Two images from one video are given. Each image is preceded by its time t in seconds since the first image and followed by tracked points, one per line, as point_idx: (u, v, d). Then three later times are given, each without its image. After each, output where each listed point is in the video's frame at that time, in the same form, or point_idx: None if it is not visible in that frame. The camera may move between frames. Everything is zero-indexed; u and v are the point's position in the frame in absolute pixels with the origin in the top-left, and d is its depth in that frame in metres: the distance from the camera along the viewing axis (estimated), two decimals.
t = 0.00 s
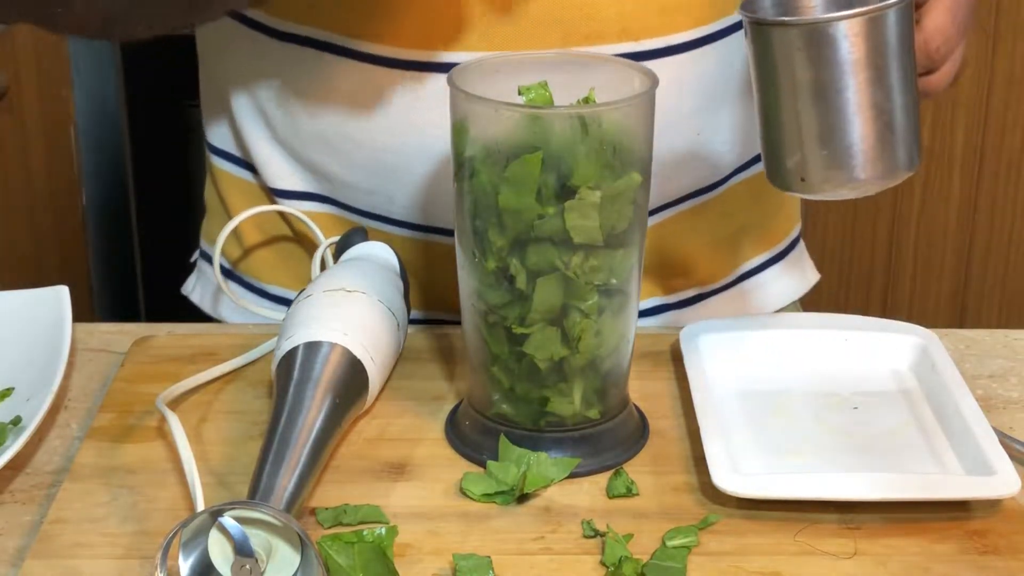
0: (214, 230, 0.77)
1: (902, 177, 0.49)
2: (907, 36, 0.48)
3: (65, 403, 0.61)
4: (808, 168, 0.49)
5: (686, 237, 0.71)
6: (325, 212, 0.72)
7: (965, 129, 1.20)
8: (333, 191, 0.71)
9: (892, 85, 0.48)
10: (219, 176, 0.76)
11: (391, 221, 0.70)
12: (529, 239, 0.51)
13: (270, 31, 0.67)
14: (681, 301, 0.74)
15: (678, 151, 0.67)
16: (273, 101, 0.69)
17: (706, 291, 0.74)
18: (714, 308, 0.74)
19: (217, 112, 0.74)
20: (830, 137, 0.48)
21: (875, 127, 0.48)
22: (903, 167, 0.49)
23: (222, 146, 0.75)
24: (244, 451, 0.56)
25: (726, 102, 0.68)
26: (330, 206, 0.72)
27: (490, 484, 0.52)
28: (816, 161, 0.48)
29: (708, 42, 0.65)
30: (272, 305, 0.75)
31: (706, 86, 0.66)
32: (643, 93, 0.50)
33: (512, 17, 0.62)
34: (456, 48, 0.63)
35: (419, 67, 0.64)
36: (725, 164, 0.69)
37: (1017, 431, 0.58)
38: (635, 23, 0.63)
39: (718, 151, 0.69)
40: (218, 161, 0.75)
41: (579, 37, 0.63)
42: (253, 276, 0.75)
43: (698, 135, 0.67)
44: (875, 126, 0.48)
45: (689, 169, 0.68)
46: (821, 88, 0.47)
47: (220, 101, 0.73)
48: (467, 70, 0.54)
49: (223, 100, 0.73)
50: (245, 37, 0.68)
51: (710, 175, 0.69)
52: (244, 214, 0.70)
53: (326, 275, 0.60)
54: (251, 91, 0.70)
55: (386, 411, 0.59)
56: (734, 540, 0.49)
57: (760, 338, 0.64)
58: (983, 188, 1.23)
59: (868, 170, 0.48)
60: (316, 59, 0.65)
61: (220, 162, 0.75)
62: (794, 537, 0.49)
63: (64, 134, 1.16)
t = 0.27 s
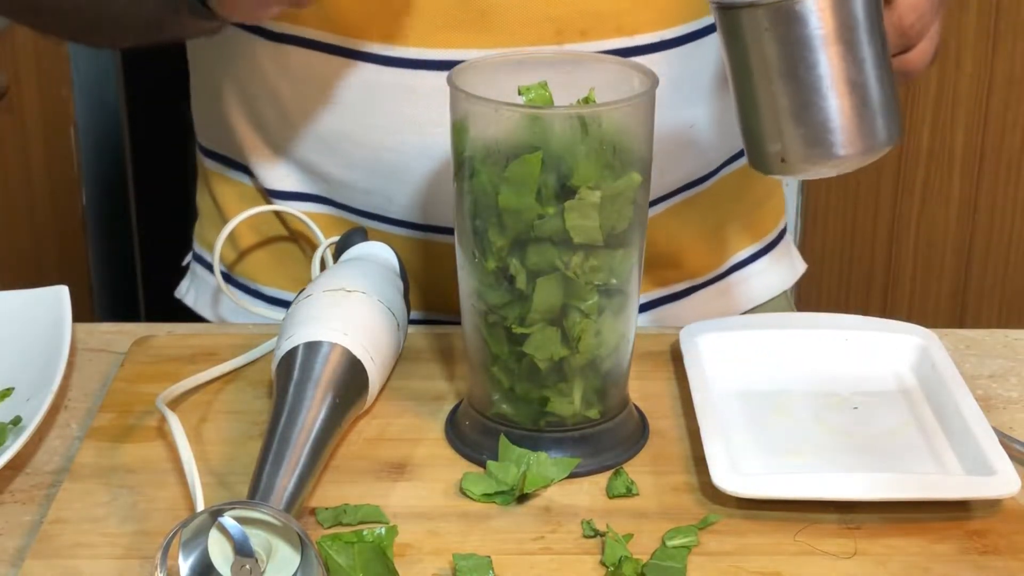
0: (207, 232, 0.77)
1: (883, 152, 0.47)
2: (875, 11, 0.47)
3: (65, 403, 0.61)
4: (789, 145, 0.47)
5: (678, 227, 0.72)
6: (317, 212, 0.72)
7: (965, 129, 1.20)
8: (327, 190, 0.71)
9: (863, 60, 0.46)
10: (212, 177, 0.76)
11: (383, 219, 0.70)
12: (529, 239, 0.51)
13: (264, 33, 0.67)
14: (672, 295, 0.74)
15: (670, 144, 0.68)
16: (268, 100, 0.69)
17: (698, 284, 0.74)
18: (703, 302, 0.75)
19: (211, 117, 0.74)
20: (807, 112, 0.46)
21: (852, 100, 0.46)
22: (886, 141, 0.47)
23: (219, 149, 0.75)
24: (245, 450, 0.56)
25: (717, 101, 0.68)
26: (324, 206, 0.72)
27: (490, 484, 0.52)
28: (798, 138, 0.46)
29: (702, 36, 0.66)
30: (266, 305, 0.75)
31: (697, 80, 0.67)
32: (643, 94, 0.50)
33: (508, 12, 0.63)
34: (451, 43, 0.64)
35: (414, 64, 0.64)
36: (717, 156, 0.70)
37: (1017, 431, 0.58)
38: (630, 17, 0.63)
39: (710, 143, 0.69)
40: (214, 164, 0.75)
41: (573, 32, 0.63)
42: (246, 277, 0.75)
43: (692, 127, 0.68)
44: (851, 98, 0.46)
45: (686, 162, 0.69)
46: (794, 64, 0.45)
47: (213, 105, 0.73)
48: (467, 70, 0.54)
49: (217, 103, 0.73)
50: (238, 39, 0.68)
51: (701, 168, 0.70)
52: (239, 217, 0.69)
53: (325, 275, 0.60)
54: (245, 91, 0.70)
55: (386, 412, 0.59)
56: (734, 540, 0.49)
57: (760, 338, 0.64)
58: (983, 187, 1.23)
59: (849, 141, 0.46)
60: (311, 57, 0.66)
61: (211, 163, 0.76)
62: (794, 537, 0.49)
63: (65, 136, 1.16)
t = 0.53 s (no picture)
0: (199, 232, 0.77)
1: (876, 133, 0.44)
2: None
3: (65, 403, 0.61)
4: (778, 128, 0.44)
5: (664, 225, 0.72)
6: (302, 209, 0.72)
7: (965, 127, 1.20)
8: (313, 187, 0.71)
9: (849, 38, 0.43)
10: (205, 176, 0.76)
11: (372, 216, 0.70)
12: (529, 239, 0.51)
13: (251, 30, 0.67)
14: (657, 294, 0.75)
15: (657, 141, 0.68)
16: (252, 97, 0.69)
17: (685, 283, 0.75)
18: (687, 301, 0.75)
19: (198, 114, 0.74)
20: (793, 92, 0.43)
21: (839, 79, 0.43)
22: (880, 121, 0.44)
23: (207, 146, 0.75)
24: (245, 450, 0.56)
25: (710, 101, 0.68)
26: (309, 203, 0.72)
27: (490, 484, 0.52)
28: (785, 119, 0.43)
29: (681, 37, 0.66)
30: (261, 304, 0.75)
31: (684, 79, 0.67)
32: (643, 94, 0.50)
33: (489, 10, 0.63)
34: (437, 41, 0.64)
35: (399, 60, 0.64)
36: (705, 155, 0.70)
37: (1017, 431, 0.58)
38: (611, 17, 0.64)
39: (700, 142, 0.69)
40: (206, 162, 0.76)
41: (554, 30, 0.64)
42: (239, 277, 0.75)
43: (676, 126, 0.68)
44: (839, 76, 0.43)
45: (672, 159, 0.69)
46: (775, 44, 0.43)
47: (201, 103, 0.73)
48: (467, 70, 0.54)
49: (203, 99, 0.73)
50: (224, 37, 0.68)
51: (688, 167, 0.70)
52: (232, 223, 0.68)
53: (325, 275, 0.60)
54: (231, 88, 0.70)
55: (385, 411, 0.59)
56: (734, 540, 0.49)
57: (760, 337, 0.64)
58: (983, 187, 1.23)
59: (840, 120, 0.43)
60: (295, 54, 0.66)
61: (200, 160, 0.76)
62: (794, 537, 0.49)
63: (64, 135, 1.16)
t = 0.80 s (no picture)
0: (196, 232, 0.77)
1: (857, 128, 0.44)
2: None
3: (65, 403, 0.61)
4: (756, 126, 0.44)
5: (660, 225, 0.72)
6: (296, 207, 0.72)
7: (965, 126, 1.20)
8: (308, 185, 0.71)
9: (826, 34, 0.43)
10: (202, 175, 0.76)
11: (364, 215, 0.70)
12: (529, 239, 0.51)
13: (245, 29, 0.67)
14: (653, 294, 0.74)
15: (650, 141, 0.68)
16: (245, 96, 0.69)
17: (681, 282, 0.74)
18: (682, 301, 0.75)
19: (193, 112, 0.74)
20: (769, 89, 0.43)
21: (816, 76, 0.43)
22: (862, 116, 0.44)
23: (202, 144, 0.75)
24: (245, 450, 0.56)
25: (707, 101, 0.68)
26: (303, 201, 0.72)
27: (490, 484, 0.52)
28: (762, 118, 0.43)
29: (668, 39, 0.66)
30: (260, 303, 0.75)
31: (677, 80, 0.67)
32: (643, 94, 0.50)
33: (481, 10, 0.63)
34: (430, 40, 0.64)
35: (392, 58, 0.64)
36: (699, 155, 0.71)
37: (1017, 431, 0.58)
38: (604, 17, 0.64)
39: (696, 142, 0.69)
40: (203, 160, 0.76)
41: (546, 30, 0.64)
42: (237, 276, 0.75)
43: (670, 126, 0.68)
44: (817, 72, 0.43)
45: (665, 159, 0.69)
46: (751, 42, 0.43)
47: (197, 101, 0.73)
48: (467, 70, 0.54)
49: (197, 97, 0.73)
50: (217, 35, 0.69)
51: (682, 167, 0.70)
52: (231, 224, 0.68)
53: (325, 275, 0.60)
54: (224, 87, 0.70)
55: (386, 411, 0.59)
56: (734, 540, 0.49)
57: (759, 337, 0.64)
58: (983, 188, 1.23)
59: (818, 117, 0.43)
60: (287, 53, 0.66)
61: (197, 157, 0.76)
62: (794, 537, 0.49)
63: (64, 134, 1.16)
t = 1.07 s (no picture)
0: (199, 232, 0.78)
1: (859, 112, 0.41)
2: None
3: (65, 403, 0.61)
4: (751, 118, 0.41)
5: (659, 225, 0.72)
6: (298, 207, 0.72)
7: (965, 127, 1.20)
8: (311, 185, 0.71)
9: (814, 17, 0.41)
10: (205, 175, 0.76)
11: (369, 216, 0.70)
12: (529, 239, 0.51)
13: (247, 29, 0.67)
14: (653, 294, 0.74)
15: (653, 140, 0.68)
16: (247, 96, 0.69)
17: (680, 283, 0.75)
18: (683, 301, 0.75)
19: (193, 112, 0.74)
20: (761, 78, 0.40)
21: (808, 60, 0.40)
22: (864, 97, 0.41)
23: (204, 144, 0.75)
24: (245, 450, 0.56)
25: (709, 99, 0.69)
26: (305, 201, 0.72)
27: (490, 484, 0.52)
28: (756, 109, 0.41)
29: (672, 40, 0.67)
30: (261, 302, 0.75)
31: (678, 80, 0.67)
32: (643, 94, 0.50)
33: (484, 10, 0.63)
34: (433, 41, 0.64)
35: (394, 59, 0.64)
36: (700, 155, 0.71)
37: (1017, 431, 0.58)
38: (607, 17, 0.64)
39: (697, 142, 0.70)
40: (205, 160, 0.76)
41: (551, 30, 0.64)
42: (238, 275, 0.75)
43: (672, 126, 0.68)
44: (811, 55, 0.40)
45: (666, 158, 0.69)
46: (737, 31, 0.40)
47: (198, 101, 0.73)
48: (467, 70, 0.54)
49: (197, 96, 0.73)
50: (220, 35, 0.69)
51: (684, 167, 0.71)
52: (231, 224, 0.68)
53: (325, 275, 0.60)
54: (225, 87, 0.70)
55: (386, 411, 0.59)
56: (734, 540, 0.49)
57: (759, 337, 0.64)
58: (983, 188, 1.23)
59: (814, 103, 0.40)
60: (288, 53, 0.66)
61: (198, 157, 0.76)
62: (794, 537, 0.49)
63: (64, 134, 1.16)
